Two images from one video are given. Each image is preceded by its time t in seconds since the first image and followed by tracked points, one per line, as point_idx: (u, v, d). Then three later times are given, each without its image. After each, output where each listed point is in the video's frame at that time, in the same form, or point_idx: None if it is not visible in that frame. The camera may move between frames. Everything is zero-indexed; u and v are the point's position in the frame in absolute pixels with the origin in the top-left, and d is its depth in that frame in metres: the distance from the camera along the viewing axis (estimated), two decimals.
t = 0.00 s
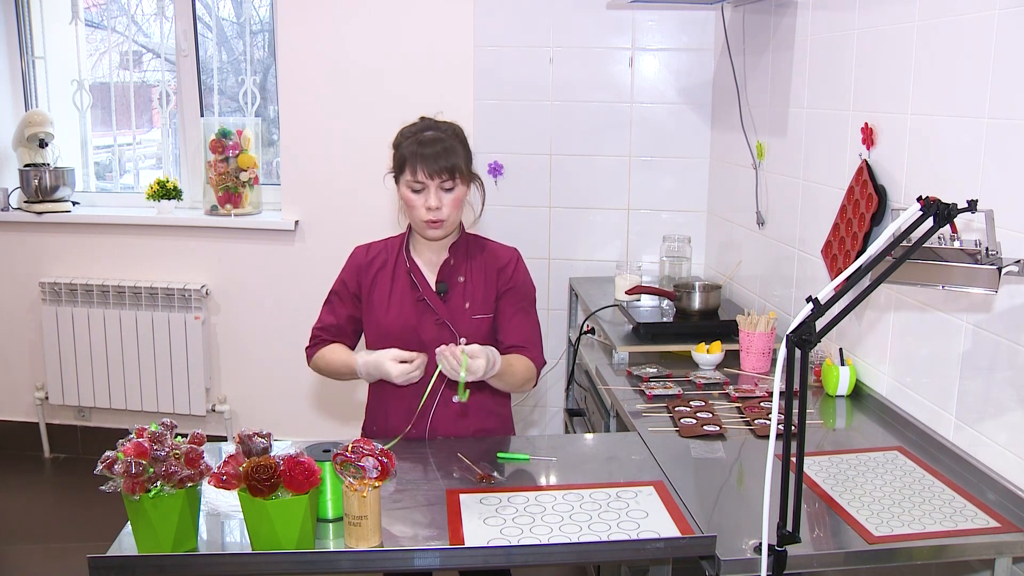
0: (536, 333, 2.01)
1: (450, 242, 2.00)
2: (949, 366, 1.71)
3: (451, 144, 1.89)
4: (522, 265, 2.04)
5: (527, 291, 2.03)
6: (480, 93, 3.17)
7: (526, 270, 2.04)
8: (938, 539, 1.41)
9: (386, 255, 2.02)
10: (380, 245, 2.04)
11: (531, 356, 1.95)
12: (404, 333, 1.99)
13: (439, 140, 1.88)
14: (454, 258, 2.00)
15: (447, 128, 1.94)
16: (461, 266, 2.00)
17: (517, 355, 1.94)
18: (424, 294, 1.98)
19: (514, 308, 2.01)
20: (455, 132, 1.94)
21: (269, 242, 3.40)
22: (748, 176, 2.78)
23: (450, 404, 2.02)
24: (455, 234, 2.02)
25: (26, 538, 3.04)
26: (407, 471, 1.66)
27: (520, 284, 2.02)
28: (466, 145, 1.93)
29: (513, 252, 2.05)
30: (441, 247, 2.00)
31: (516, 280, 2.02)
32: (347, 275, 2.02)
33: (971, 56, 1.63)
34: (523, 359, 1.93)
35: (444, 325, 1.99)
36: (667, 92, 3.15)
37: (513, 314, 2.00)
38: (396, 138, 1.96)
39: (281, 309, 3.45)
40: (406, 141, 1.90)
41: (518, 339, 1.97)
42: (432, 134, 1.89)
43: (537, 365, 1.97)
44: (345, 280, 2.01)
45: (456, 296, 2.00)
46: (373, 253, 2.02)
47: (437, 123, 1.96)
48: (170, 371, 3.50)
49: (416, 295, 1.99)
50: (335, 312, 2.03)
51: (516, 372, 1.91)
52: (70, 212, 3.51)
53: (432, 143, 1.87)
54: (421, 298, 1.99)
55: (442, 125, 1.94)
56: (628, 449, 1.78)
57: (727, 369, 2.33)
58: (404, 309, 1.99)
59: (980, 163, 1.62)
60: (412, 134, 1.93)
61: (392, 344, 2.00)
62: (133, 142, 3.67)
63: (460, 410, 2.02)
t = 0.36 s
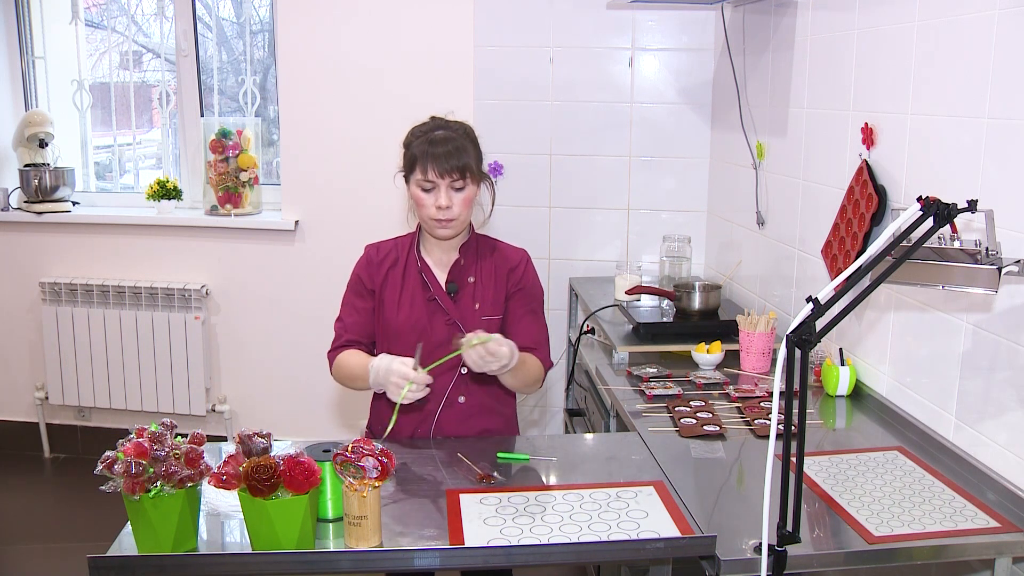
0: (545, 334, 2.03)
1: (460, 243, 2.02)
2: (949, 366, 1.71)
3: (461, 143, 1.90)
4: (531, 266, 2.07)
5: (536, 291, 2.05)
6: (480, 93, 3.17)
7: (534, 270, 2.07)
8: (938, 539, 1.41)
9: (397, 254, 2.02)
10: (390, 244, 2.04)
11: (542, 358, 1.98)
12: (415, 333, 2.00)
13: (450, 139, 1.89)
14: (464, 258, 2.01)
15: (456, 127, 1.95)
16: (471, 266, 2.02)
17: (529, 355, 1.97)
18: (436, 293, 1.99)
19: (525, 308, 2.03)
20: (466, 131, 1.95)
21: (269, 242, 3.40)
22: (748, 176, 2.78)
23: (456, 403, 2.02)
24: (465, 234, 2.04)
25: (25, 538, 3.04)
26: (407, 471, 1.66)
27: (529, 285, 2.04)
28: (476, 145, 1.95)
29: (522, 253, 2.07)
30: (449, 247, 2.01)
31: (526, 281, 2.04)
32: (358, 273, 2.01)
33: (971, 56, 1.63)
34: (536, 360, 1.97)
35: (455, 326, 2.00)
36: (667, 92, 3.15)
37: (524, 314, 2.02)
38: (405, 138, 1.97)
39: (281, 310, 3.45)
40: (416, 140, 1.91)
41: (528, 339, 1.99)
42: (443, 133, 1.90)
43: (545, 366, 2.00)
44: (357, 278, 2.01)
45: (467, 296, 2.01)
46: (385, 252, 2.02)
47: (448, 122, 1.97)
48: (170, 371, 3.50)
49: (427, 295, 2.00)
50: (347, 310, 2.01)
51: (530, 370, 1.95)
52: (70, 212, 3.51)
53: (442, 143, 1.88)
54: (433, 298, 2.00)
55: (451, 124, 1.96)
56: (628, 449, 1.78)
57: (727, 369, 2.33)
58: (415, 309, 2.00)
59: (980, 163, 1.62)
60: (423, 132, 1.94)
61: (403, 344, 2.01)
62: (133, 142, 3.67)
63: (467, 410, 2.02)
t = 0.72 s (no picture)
0: (549, 334, 2.03)
1: (465, 244, 2.02)
2: (949, 366, 1.71)
3: (465, 145, 1.90)
4: (536, 267, 2.07)
5: (539, 292, 2.06)
6: (480, 93, 3.17)
7: (539, 272, 2.08)
8: (938, 539, 1.41)
9: (401, 254, 2.03)
10: (393, 244, 2.04)
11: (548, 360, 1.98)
12: (419, 334, 2.00)
13: (454, 142, 1.89)
14: (468, 259, 2.01)
15: (459, 129, 1.95)
16: (476, 267, 2.02)
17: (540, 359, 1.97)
18: (441, 294, 1.99)
19: (529, 310, 2.04)
20: (470, 133, 1.95)
21: (269, 242, 3.40)
22: (748, 175, 2.78)
23: (460, 404, 2.03)
24: (470, 235, 2.04)
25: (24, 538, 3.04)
26: (407, 470, 1.66)
27: (533, 286, 2.05)
28: (480, 146, 1.95)
29: (527, 254, 2.07)
30: (454, 248, 2.00)
31: (530, 282, 2.05)
32: (362, 274, 2.02)
33: (971, 56, 1.63)
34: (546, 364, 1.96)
35: (460, 326, 2.01)
36: (667, 92, 3.15)
37: (528, 316, 2.03)
38: (409, 140, 1.97)
39: (281, 310, 3.45)
40: (420, 144, 1.92)
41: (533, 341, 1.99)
42: (447, 135, 1.90)
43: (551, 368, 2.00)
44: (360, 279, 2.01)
45: (471, 297, 2.02)
46: (388, 252, 2.02)
47: (452, 124, 1.97)
48: (170, 371, 3.50)
49: (432, 295, 2.01)
50: (346, 310, 2.03)
51: (540, 376, 1.95)
52: (70, 212, 3.51)
53: (446, 146, 1.88)
54: (437, 299, 2.00)
55: (454, 126, 1.96)
56: (628, 449, 1.78)
57: (727, 369, 2.33)
58: (420, 309, 2.00)
59: (980, 163, 1.62)
60: (427, 134, 1.94)
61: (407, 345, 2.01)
62: (133, 142, 3.67)
63: (471, 411, 2.03)
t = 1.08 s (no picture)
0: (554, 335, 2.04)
1: (469, 244, 2.02)
2: (949, 366, 1.71)
3: (470, 146, 1.90)
4: (540, 268, 2.07)
5: (544, 292, 2.06)
6: (480, 93, 3.17)
7: (543, 272, 2.08)
8: (938, 539, 1.41)
9: (405, 254, 2.02)
10: (397, 244, 2.04)
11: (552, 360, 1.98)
12: (423, 334, 2.00)
13: (459, 142, 1.90)
14: (473, 259, 2.02)
15: (464, 129, 1.95)
16: (480, 268, 2.02)
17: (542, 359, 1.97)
18: (446, 294, 1.99)
19: (534, 310, 2.04)
20: (475, 133, 1.95)
21: (269, 242, 3.40)
22: (748, 176, 2.78)
23: (464, 404, 2.03)
24: (475, 236, 2.04)
25: (24, 537, 3.04)
26: (407, 470, 1.66)
27: (538, 286, 2.05)
28: (484, 146, 1.95)
29: (531, 255, 2.08)
30: (459, 248, 2.01)
31: (535, 282, 2.05)
32: (366, 275, 2.01)
33: (971, 56, 1.63)
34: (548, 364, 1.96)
35: (464, 326, 2.00)
36: (667, 92, 3.15)
37: (533, 317, 2.03)
38: (414, 140, 1.97)
39: (281, 310, 3.45)
40: (425, 144, 1.92)
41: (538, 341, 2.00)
42: (452, 135, 1.90)
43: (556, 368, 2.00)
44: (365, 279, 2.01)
45: (476, 297, 2.02)
46: (392, 252, 2.02)
47: (457, 124, 1.97)
48: (170, 371, 3.50)
49: (437, 295, 2.00)
50: (350, 310, 2.03)
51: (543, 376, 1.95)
52: (70, 212, 3.51)
53: (451, 146, 1.88)
54: (442, 299, 2.00)
55: (459, 126, 1.96)
56: (628, 449, 1.78)
57: (727, 369, 2.33)
58: (424, 309, 2.00)
59: (980, 163, 1.62)
60: (432, 134, 1.94)
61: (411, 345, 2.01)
62: (133, 142, 3.67)
63: (474, 411, 2.03)
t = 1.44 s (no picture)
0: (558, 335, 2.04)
1: (474, 244, 2.02)
2: (949, 366, 1.71)
3: (476, 146, 1.90)
4: (544, 268, 2.08)
5: (548, 293, 2.06)
6: (480, 93, 3.17)
7: (547, 273, 2.08)
8: (938, 539, 1.41)
9: (409, 254, 2.02)
10: (401, 244, 2.04)
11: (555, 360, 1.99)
12: (428, 333, 2.00)
13: (465, 142, 1.90)
14: (478, 259, 2.02)
15: (471, 129, 1.95)
16: (485, 268, 2.02)
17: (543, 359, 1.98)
18: (450, 294, 1.99)
19: (538, 310, 2.04)
20: (481, 134, 1.95)
21: (269, 242, 3.40)
22: (749, 175, 2.78)
23: (467, 404, 2.03)
24: (479, 236, 2.04)
25: (24, 537, 3.04)
26: (407, 470, 1.66)
27: (542, 287, 2.06)
28: (491, 147, 1.95)
29: (535, 255, 2.08)
30: (462, 248, 2.01)
31: (539, 283, 2.05)
32: (370, 274, 2.01)
33: (970, 57, 1.63)
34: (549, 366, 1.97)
35: (469, 326, 2.01)
36: (667, 92, 3.15)
37: (537, 318, 2.04)
38: (420, 139, 1.97)
39: (281, 310, 3.45)
40: (431, 143, 1.92)
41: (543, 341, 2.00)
42: (458, 135, 1.91)
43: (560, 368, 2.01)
44: (369, 279, 2.00)
45: (480, 297, 2.02)
46: (396, 252, 2.02)
47: (463, 124, 1.97)
48: (170, 371, 3.50)
49: (441, 295, 2.01)
50: (354, 311, 2.00)
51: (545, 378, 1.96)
52: (70, 212, 3.51)
53: (458, 146, 1.88)
54: (446, 299, 2.00)
55: (466, 126, 1.96)
56: (628, 449, 1.78)
57: (727, 369, 2.33)
58: (429, 309, 2.00)
59: (979, 163, 1.62)
60: (438, 133, 1.94)
61: (416, 344, 2.01)
62: (133, 142, 3.67)
63: (477, 411, 2.03)
